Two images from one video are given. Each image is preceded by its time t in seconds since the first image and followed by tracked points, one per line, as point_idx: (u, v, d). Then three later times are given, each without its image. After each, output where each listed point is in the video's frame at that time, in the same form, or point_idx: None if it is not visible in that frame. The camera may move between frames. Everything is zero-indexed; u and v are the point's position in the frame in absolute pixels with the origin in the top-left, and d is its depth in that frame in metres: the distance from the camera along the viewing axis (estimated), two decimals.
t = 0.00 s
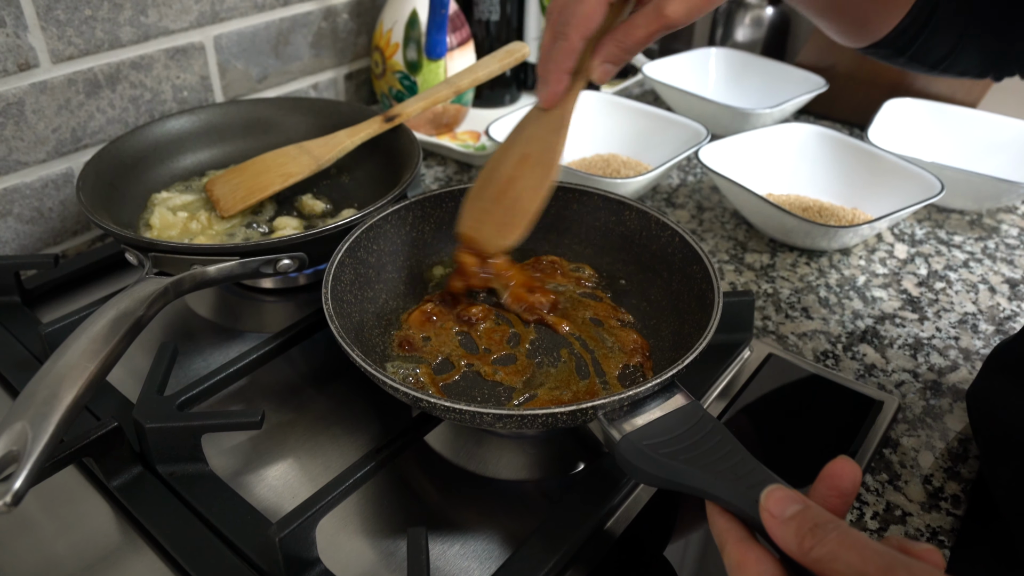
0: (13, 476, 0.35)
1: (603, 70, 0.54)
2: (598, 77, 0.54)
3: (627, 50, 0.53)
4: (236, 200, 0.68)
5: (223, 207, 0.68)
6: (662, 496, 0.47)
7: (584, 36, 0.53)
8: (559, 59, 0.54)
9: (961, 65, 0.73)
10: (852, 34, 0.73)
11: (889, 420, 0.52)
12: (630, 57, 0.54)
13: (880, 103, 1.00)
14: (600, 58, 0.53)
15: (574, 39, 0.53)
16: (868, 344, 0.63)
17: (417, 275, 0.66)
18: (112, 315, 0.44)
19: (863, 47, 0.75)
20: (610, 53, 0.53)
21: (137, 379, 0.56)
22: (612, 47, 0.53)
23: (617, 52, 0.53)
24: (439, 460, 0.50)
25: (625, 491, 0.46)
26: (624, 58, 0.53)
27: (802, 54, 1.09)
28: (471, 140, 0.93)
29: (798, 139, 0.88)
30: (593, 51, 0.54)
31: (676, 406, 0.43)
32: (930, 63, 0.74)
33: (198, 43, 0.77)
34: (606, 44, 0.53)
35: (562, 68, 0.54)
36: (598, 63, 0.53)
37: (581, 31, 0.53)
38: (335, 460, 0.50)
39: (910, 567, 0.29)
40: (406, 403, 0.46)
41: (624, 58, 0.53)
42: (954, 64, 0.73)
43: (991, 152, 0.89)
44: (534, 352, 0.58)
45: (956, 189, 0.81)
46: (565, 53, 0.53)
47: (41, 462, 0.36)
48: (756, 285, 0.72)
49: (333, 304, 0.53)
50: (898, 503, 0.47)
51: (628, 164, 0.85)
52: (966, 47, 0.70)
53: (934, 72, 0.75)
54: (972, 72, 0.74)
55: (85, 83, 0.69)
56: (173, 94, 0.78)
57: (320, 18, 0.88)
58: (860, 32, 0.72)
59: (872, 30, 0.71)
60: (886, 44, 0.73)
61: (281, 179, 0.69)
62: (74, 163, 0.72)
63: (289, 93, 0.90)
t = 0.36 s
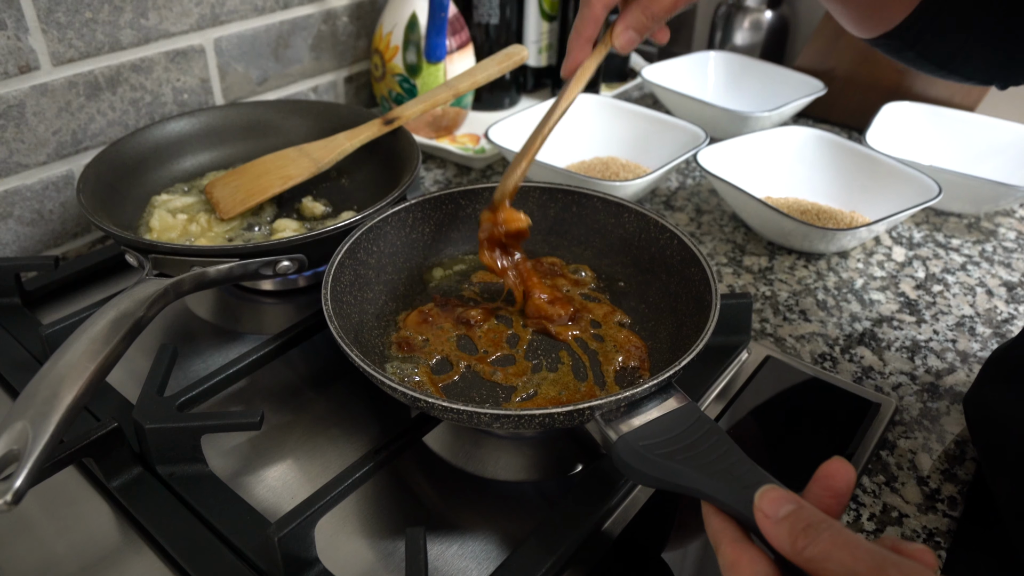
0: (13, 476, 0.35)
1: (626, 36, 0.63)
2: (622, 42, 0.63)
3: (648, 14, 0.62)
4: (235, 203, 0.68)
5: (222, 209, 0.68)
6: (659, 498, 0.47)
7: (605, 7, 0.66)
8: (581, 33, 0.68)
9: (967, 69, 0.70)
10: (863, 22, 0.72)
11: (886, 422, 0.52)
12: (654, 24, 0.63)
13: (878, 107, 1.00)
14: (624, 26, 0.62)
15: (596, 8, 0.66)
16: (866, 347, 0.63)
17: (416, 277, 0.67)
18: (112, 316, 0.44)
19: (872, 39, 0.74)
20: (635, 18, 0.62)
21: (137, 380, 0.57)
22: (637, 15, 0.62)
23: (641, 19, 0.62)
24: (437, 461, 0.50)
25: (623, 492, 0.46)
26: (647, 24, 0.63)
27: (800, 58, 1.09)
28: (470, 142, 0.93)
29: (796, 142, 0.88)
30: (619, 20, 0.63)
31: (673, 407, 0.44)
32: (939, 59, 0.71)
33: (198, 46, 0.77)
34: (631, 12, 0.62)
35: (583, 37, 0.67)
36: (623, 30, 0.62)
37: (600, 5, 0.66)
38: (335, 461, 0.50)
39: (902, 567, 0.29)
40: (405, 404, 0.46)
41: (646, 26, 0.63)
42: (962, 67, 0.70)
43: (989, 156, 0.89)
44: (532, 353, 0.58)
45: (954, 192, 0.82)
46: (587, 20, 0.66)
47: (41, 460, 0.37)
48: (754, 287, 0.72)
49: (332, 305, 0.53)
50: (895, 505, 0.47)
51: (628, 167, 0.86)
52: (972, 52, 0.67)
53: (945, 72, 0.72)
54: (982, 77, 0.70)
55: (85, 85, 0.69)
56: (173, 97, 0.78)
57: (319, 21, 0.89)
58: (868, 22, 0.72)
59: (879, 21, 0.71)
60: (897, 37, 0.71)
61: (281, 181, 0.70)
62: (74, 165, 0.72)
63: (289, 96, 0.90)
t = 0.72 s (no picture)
0: (13, 474, 0.36)
1: (633, 58, 0.61)
2: (629, 65, 0.61)
3: (656, 36, 0.60)
4: (236, 204, 0.69)
5: (223, 210, 0.68)
6: (658, 498, 0.47)
7: (615, 27, 0.61)
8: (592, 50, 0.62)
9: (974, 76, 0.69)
10: (870, 31, 0.72)
11: (884, 423, 0.53)
12: (658, 45, 0.61)
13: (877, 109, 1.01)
14: (630, 47, 0.60)
15: (606, 29, 0.61)
16: (865, 348, 0.64)
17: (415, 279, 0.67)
18: (112, 316, 0.45)
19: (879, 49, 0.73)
20: (639, 40, 0.60)
21: (137, 381, 0.57)
22: (643, 35, 0.60)
23: (647, 40, 0.60)
24: (436, 460, 0.50)
25: (623, 491, 0.46)
26: (653, 45, 0.60)
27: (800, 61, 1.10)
28: (470, 144, 0.93)
29: (795, 145, 0.88)
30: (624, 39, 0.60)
31: (671, 407, 0.44)
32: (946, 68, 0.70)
33: (199, 48, 0.78)
34: (637, 31, 0.60)
35: (594, 59, 0.62)
36: (629, 52, 0.60)
37: (612, 20, 0.60)
38: (334, 461, 0.50)
39: (896, 564, 0.29)
40: (404, 404, 0.46)
41: (652, 46, 0.60)
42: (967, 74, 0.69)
43: (988, 158, 0.90)
44: (532, 353, 0.58)
45: (953, 194, 0.82)
46: (598, 42, 0.61)
47: (41, 459, 0.37)
48: (753, 289, 0.72)
49: (332, 306, 0.53)
50: (892, 505, 0.47)
51: (627, 169, 0.86)
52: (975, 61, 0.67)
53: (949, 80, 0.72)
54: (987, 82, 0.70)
55: (86, 87, 0.70)
56: (174, 99, 0.78)
57: (320, 23, 0.89)
58: (876, 31, 0.71)
59: (886, 30, 0.70)
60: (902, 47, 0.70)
61: (281, 182, 0.70)
62: (76, 166, 0.73)
63: (290, 98, 0.90)
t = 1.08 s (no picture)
0: (17, 473, 0.36)
1: (637, 150, 0.52)
2: (632, 158, 0.52)
3: (663, 129, 0.50)
4: (237, 205, 0.69)
5: (225, 211, 0.69)
6: (658, 497, 0.47)
7: (633, 121, 0.48)
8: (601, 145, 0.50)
9: (984, 92, 0.68)
10: (876, 82, 0.71)
11: (884, 424, 0.53)
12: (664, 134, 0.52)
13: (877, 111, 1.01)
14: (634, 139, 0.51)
15: (623, 123, 0.48)
16: (865, 349, 0.64)
17: (416, 279, 0.67)
18: (115, 316, 0.45)
19: (889, 93, 0.72)
20: (645, 134, 0.51)
21: (139, 381, 0.57)
22: (647, 128, 0.50)
23: (653, 132, 0.51)
24: (437, 461, 0.50)
25: (623, 492, 0.46)
26: (659, 136, 0.51)
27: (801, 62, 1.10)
28: (471, 145, 0.94)
29: (795, 146, 0.89)
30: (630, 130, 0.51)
31: (673, 406, 0.44)
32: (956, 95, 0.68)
33: (201, 49, 0.78)
34: (643, 122, 0.50)
35: (606, 155, 0.50)
36: (634, 144, 0.51)
37: (629, 116, 0.48)
38: (335, 461, 0.50)
39: (898, 561, 0.29)
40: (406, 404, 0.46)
41: (659, 137, 0.51)
42: (980, 92, 0.67)
43: (989, 159, 0.90)
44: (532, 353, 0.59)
45: (953, 196, 0.82)
46: (613, 139, 0.49)
47: (44, 458, 0.37)
48: (753, 290, 0.72)
49: (333, 305, 0.53)
50: (893, 506, 0.47)
51: (628, 170, 0.86)
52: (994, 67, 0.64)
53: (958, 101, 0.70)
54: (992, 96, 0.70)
55: (89, 88, 0.70)
56: (176, 99, 0.79)
57: (322, 24, 0.89)
58: (882, 80, 0.70)
59: (893, 79, 0.69)
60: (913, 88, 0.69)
61: (282, 183, 0.70)
62: (78, 167, 0.73)
63: (291, 99, 0.90)
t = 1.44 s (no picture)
0: (19, 474, 0.36)
1: (651, 133, 0.51)
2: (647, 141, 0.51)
3: (675, 111, 0.50)
4: (239, 206, 0.69)
5: (227, 213, 0.69)
6: (659, 499, 0.47)
7: (643, 106, 0.48)
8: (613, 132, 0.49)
9: (966, 82, 0.69)
10: (864, 61, 0.74)
11: (886, 425, 0.53)
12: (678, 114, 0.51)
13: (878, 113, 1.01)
14: (648, 121, 0.50)
15: (633, 110, 0.48)
16: (866, 350, 0.64)
17: (417, 281, 0.67)
18: (117, 318, 0.45)
19: (873, 75, 0.75)
20: (659, 114, 0.50)
21: (141, 382, 0.57)
22: (660, 108, 0.50)
23: (666, 113, 0.50)
24: (439, 462, 0.50)
25: (624, 494, 0.46)
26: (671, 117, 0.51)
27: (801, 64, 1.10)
28: (472, 146, 0.94)
29: (796, 148, 0.89)
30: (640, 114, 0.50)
31: (674, 408, 0.44)
32: (938, 81, 0.70)
33: (203, 50, 0.78)
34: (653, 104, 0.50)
35: (619, 144, 0.49)
36: (647, 126, 0.51)
37: (639, 101, 0.48)
38: (337, 462, 0.50)
39: (903, 564, 0.30)
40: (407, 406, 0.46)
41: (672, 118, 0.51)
42: (962, 81, 0.69)
43: (990, 162, 0.90)
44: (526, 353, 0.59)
45: (954, 198, 0.82)
46: (623, 128, 0.48)
47: (47, 459, 0.37)
48: (755, 292, 0.72)
49: (334, 307, 0.53)
50: (894, 508, 0.47)
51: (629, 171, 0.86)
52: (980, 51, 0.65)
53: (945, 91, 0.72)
54: (972, 84, 0.70)
55: (91, 89, 0.70)
56: (178, 101, 0.79)
57: (324, 26, 0.89)
58: (869, 58, 0.73)
59: (880, 57, 0.72)
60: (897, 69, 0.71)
61: (284, 185, 0.70)
62: (80, 168, 0.73)
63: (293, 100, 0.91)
